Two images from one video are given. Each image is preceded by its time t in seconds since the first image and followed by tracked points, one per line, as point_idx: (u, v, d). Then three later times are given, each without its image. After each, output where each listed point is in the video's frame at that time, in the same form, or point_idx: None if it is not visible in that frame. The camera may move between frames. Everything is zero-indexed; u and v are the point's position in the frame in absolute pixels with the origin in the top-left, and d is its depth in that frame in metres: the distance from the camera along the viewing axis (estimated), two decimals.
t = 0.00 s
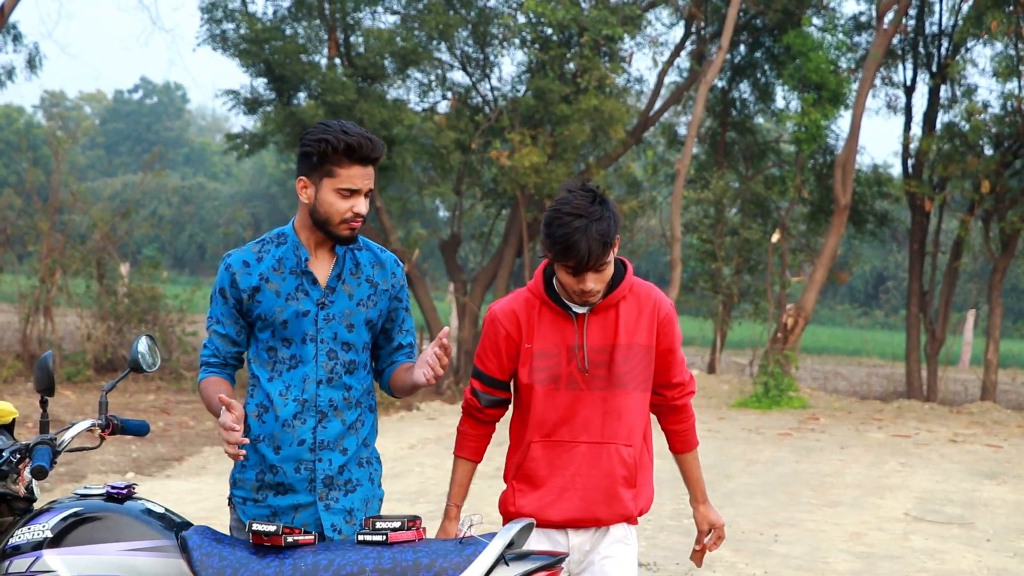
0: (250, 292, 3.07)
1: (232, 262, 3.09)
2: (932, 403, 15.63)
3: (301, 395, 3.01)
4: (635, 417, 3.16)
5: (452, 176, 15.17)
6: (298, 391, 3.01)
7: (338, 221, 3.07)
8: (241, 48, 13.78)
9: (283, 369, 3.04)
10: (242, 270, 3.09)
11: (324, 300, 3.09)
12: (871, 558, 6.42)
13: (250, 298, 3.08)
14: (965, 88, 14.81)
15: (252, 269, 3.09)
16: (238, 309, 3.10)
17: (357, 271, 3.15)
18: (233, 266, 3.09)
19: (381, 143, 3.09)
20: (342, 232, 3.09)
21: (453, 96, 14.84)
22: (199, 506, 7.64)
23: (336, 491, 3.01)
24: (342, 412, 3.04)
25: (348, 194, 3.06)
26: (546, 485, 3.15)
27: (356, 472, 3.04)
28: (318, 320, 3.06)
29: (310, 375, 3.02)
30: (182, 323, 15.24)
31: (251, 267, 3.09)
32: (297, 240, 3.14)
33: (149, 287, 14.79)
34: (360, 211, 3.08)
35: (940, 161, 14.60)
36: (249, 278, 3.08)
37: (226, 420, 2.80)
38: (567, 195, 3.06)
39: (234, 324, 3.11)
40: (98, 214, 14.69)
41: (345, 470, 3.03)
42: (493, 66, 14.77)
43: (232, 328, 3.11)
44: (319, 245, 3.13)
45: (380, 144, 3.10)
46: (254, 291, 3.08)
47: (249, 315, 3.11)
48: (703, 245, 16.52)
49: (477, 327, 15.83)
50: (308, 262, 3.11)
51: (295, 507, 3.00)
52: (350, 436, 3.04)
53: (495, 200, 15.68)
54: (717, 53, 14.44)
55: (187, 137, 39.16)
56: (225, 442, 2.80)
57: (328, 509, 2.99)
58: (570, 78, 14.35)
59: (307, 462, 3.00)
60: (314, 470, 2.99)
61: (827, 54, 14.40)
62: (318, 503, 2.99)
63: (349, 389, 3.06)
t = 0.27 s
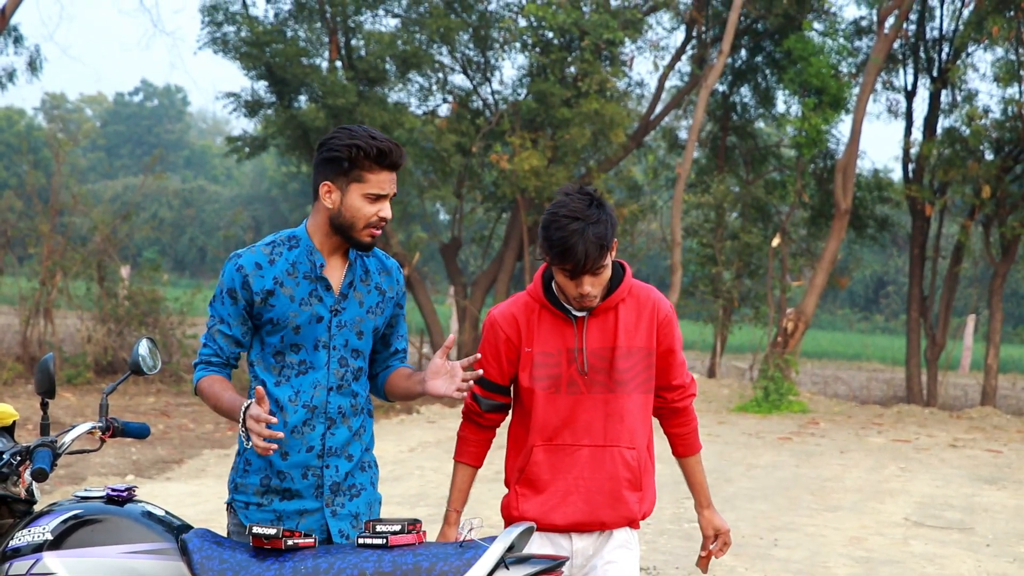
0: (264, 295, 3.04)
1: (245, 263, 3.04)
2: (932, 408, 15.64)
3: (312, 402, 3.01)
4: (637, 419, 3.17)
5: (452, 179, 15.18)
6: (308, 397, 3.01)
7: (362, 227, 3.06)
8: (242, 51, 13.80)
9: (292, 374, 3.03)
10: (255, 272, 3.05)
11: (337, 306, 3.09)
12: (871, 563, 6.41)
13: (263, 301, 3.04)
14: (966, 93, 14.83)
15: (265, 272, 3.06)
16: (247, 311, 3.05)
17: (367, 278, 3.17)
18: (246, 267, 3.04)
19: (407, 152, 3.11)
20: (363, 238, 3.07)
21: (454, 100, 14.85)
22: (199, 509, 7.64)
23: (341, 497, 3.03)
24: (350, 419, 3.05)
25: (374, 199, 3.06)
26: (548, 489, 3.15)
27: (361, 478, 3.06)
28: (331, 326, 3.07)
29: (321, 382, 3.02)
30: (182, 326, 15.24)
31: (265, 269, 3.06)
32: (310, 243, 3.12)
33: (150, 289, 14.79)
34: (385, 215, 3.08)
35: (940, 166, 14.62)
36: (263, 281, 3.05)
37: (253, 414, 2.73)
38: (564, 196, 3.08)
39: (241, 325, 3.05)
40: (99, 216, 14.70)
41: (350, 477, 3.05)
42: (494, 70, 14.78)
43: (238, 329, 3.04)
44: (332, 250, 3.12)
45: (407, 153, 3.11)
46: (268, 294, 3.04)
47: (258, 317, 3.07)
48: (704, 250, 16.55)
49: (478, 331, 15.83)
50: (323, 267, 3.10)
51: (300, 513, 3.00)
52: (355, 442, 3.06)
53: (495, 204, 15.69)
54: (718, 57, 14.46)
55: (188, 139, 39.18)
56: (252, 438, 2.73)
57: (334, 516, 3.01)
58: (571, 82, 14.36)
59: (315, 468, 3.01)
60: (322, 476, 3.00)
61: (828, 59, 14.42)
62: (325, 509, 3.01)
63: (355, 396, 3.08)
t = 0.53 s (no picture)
0: (268, 300, 3.02)
1: (250, 267, 3.01)
2: (935, 411, 15.62)
3: (316, 407, 3.02)
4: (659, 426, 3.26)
5: (456, 183, 15.19)
6: (312, 402, 3.02)
7: (369, 227, 3.08)
8: (246, 54, 13.81)
9: (296, 379, 3.03)
10: (259, 276, 3.02)
11: (340, 311, 3.09)
12: (876, 566, 6.41)
13: (267, 306, 3.02)
14: (970, 96, 14.81)
15: (269, 276, 3.03)
16: (251, 315, 3.02)
17: (368, 283, 3.18)
18: (251, 271, 3.01)
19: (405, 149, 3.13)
20: (371, 238, 3.10)
21: (457, 103, 14.86)
22: (203, 512, 7.64)
23: (343, 501, 3.05)
24: (352, 423, 3.08)
25: (379, 198, 3.07)
26: (567, 493, 3.24)
27: (362, 481, 3.09)
28: (335, 331, 3.07)
29: (325, 387, 3.03)
30: (186, 329, 15.26)
31: (269, 273, 3.03)
32: (313, 247, 3.12)
33: (154, 293, 14.79)
34: (390, 215, 3.10)
35: (945, 169, 14.60)
36: (267, 285, 3.02)
37: (271, 410, 2.73)
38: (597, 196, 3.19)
39: (245, 329, 3.01)
40: (103, 219, 14.72)
41: (351, 481, 3.07)
42: (497, 73, 14.79)
43: (241, 333, 3.01)
44: (335, 254, 3.13)
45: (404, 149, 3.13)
46: (273, 298, 3.02)
47: (261, 321, 3.04)
48: (707, 252, 16.42)
49: (482, 334, 15.83)
50: (327, 272, 3.10)
51: (303, 517, 3.01)
52: (357, 446, 3.10)
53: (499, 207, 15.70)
54: (722, 60, 14.46)
55: (192, 142, 39.23)
56: (271, 432, 2.72)
57: (337, 519, 3.03)
58: (575, 85, 14.37)
59: (318, 473, 3.02)
60: (326, 481, 3.02)
61: (832, 62, 14.41)
62: (328, 513, 3.03)
63: (356, 400, 3.11)
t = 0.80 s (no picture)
0: (265, 301, 3.03)
1: (246, 269, 3.02)
2: (938, 415, 15.61)
3: (314, 408, 3.02)
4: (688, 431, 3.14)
5: (459, 185, 15.20)
6: (310, 403, 3.02)
7: (365, 225, 3.09)
8: (249, 57, 13.82)
9: (293, 380, 3.03)
10: (256, 278, 3.03)
11: (337, 312, 3.10)
12: (878, 570, 6.41)
13: (264, 307, 3.03)
14: (973, 99, 14.82)
15: (265, 278, 3.04)
16: (248, 317, 3.03)
17: (365, 284, 3.18)
18: (247, 273, 3.02)
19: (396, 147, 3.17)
20: (367, 237, 3.12)
21: (460, 106, 14.87)
22: (205, 514, 7.65)
23: (343, 503, 3.04)
24: (350, 424, 3.07)
25: (376, 196, 3.09)
26: (592, 494, 3.13)
27: (361, 483, 3.09)
28: (332, 332, 3.08)
29: (322, 388, 3.04)
30: (189, 331, 15.27)
31: (265, 275, 3.05)
32: (310, 249, 3.12)
33: (157, 295, 14.80)
34: (386, 212, 3.11)
35: (948, 172, 14.61)
36: (264, 286, 3.03)
37: (264, 409, 2.75)
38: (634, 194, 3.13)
39: (241, 331, 3.02)
40: (106, 221, 14.73)
41: (350, 482, 3.07)
42: (501, 76, 14.81)
43: (238, 335, 3.02)
44: (332, 255, 3.13)
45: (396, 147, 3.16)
46: (269, 299, 3.03)
47: (258, 323, 3.05)
48: (710, 255, 16.37)
49: (484, 336, 15.84)
50: (324, 273, 3.10)
51: (303, 518, 3.01)
52: (356, 448, 3.09)
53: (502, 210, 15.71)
54: (726, 63, 14.47)
55: (195, 143, 39.28)
56: (263, 429, 2.74)
57: (336, 520, 3.03)
58: (578, 88, 14.38)
59: (317, 474, 3.02)
60: (325, 482, 3.02)
61: (835, 65, 14.42)
62: (327, 514, 3.02)
63: (355, 401, 3.11)
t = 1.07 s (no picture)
0: (260, 302, 3.05)
1: (241, 271, 3.06)
2: (941, 420, 15.61)
3: (312, 407, 3.02)
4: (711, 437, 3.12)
5: (462, 188, 15.22)
6: (308, 403, 3.02)
7: (354, 226, 3.09)
8: (253, 59, 13.85)
9: (291, 381, 3.04)
10: (250, 279, 3.06)
11: (333, 312, 3.10)
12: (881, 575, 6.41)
13: (260, 308, 3.05)
14: (977, 104, 14.83)
15: (260, 279, 3.07)
16: (244, 318, 3.05)
17: (361, 285, 3.18)
18: (242, 275, 3.05)
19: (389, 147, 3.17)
20: (357, 238, 3.11)
21: (464, 109, 14.89)
22: (208, 516, 7.66)
23: (343, 503, 3.04)
24: (349, 424, 3.07)
25: (364, 197, 3.09)
26: (611, 497, 3.15)
27: (362, 484, 3.08)
28: (327, 332, 3.08)
29: (320, 387, 3.04)
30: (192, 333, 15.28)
31: (260, 276, 3.07)
32: (304, 251, 3.14)
33: (160, 297, 14.81)
34: (377, 212, 3.11)
35: (951, 177, 14.61)
36: (259, 287, 3.06)
37: (263, 406, 2.76)
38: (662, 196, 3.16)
39: (238, 333, 3.05)
40: (109, 223, 14.76)
41: (350, 482, 3.06)
42: (505, 79, 14.82)
43: (235, 337, 3.05)
44: (327, 256, 3.14)
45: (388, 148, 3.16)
46: (264, 301, 3.05)
47: (254, 325, 3.07)
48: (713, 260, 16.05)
49: (487, 340, 15.85)
50: (319, 273, 3.11)
51: (304, 519, 3.01)
52: (356, 448, 3.09)
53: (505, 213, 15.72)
54: (729, 67, 14.48)
55: (199, 146, 39.33)
56: (263, 427, 2.76)
57: (337, 520, 3.02)
58: (582, 92, 14.39)
59: (317, 474, 3.02)
60: (325, 481, 3.02)
61: (839, 70, 14.43)
62: (329, 514, 3.02)
63: (354, 401, 3.10)
